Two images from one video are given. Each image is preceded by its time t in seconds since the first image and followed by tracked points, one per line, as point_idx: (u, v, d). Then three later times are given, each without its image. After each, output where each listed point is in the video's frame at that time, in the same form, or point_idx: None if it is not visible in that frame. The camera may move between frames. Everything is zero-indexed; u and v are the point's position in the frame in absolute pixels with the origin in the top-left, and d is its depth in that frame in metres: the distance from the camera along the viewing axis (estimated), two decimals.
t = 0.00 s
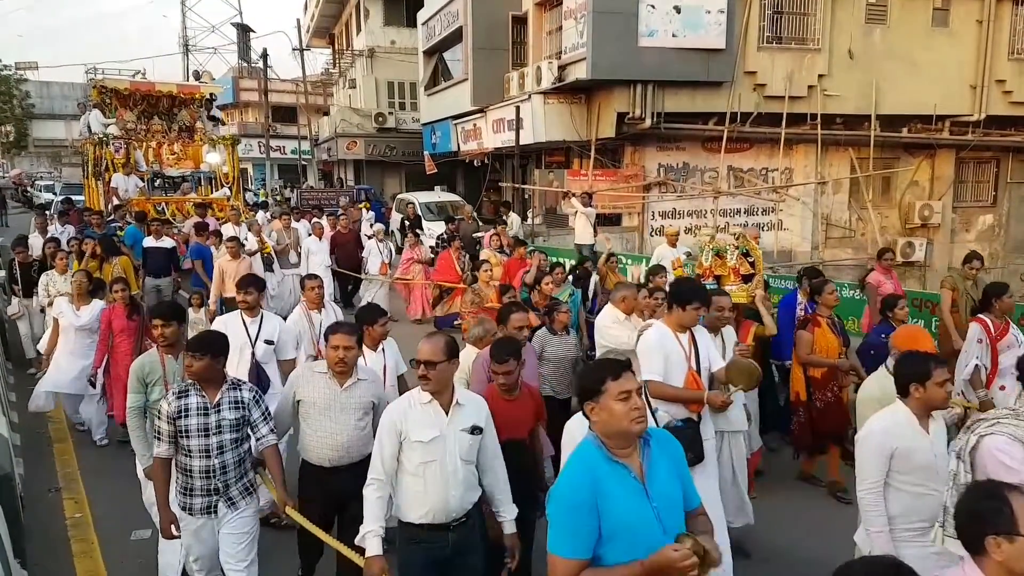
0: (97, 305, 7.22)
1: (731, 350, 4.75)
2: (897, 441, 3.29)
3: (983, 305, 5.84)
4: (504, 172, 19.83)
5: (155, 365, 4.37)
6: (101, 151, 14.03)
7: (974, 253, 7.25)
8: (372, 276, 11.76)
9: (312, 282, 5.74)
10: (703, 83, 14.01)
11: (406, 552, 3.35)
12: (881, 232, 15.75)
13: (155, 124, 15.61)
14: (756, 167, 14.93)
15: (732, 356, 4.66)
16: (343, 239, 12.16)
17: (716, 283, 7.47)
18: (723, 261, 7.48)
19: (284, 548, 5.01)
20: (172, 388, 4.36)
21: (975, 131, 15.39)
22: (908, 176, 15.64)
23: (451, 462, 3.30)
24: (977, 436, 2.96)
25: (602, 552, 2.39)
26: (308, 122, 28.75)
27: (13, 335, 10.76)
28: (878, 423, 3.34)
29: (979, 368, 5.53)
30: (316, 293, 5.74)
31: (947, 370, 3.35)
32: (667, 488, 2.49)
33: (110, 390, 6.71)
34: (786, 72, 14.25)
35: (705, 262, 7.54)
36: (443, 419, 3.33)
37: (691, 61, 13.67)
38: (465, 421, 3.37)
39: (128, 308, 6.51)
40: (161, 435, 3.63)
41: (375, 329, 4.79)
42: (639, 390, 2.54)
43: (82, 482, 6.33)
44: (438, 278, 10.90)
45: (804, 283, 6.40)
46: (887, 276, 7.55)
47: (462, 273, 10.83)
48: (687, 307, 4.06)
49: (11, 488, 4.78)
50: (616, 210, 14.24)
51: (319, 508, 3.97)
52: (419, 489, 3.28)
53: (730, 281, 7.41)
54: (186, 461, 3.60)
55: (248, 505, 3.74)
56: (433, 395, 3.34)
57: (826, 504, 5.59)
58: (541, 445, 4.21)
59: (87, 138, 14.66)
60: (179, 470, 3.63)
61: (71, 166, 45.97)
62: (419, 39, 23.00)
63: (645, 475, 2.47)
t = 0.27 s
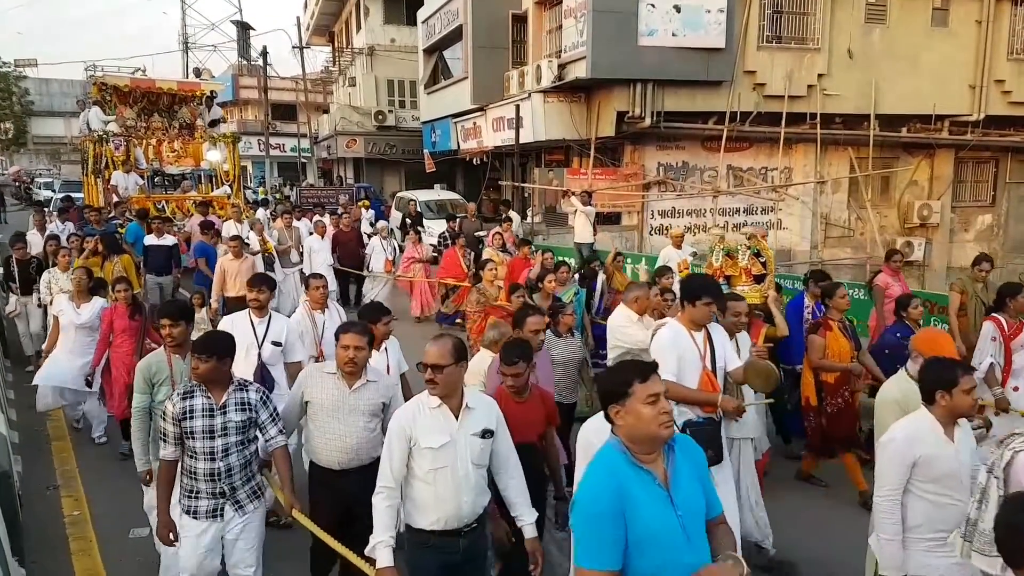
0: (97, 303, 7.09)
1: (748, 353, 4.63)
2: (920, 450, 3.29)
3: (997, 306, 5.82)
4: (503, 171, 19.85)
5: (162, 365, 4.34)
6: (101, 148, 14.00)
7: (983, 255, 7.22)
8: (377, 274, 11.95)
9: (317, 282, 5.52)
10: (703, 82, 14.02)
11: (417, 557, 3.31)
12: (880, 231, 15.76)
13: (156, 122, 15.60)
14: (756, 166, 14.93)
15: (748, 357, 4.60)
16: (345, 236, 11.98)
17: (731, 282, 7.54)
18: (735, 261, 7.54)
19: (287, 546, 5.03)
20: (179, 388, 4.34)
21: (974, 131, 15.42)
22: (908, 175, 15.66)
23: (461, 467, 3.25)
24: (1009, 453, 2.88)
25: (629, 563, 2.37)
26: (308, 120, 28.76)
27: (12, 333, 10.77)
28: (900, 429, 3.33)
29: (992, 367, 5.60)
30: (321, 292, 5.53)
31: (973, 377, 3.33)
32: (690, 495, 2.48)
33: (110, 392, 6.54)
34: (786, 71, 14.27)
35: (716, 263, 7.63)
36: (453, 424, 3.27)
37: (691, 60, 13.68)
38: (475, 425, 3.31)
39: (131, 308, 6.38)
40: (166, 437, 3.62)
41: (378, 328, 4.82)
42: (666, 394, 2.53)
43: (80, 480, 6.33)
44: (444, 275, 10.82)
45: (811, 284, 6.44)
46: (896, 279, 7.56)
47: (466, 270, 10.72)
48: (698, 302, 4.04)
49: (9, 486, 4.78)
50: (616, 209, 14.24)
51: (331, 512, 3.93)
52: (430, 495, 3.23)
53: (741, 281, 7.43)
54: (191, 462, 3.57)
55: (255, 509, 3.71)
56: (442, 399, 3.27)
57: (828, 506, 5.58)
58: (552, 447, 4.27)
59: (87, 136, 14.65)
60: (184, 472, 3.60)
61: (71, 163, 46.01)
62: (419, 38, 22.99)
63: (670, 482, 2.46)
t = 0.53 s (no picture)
0: (97, 305, 7.06)
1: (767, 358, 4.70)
2: (948, 461, 3.25)
3: (1014, 305, 5.81)
4: (503, 171, 19.86)
5: (168, 367, 4.32)
6: (101, 148, 13.98)
7: (993, 255, 7.19)
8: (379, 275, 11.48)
9: (324, 287, 5.35)
10: (702, 81, 14.03)
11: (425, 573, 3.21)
12: (880, 230, 15.76)
13: (156, 122, 15.62)
14: (755, 166, 14.93)
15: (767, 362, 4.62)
16: (348, 238, 11.79)
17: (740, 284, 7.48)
18: (747, 262, 7.45)
19: (289, 546, 5.03)
20: (185, 389, 4.33)
21: (973, 130, 15.42)
22: (907, 174, 15.67)
23: (472, 479, 3.14)
24: None
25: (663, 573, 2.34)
26: (307, 120, 28.79)
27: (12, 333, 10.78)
28: (928, 441, 3.29)
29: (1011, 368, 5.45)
30: (327, 297, 5.37)
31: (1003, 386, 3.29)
32: (724, 507, 2.47)
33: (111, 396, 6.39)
34: (785, 70, 14.28)
35: (727, 263, 7.57)
36: (462, 436, 3.15)
37: (690, 59, 13.69)
38: (485, 436, 3.19)
39: (134, 312, 6.25)
40: (172, 442, 3.58)
41: (384, 330, 4.83)
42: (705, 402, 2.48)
43: (80, 481, 6.33)
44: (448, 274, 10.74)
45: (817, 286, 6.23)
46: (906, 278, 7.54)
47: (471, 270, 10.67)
48: (708, 303, 4.02)
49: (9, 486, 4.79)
50: (615, 209, 14.25)
51: (340, 518, 3.87)
52: (441, 510, 3.12)
53: (754, 282, 7.36)
54: (197, 467, 3.53)
55: (262, 512, 3.67)
56: (450, 410, 3.16)
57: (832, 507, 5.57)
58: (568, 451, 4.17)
59: (87, 136, 14.65)
60: (190, 477, 3.55)
61: (71, 164, 46.06)
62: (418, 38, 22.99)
63: (703, 494, 2.45)
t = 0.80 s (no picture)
0: (98, 309, 6.94)
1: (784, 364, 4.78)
2: (980, 470, 3.06)
3: None
4: (503, 171, 19.86)
5: (175, 370, 4.37)
6: (103, 149, 14.00)
7: (1003, 255, 7.09)
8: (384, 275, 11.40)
9: (333, 290, 5.34)
10: (702, 81, 14.01)
11: None
12: (881, 230, 15.72)
13: (158, 122, 15.64)
14: (756, 165, 14.91)
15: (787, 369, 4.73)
16: (354, 239, 11.79)
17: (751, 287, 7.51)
18: (762, 266, 7.44)
19: (290, 548, 5.02)
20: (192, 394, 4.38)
21: (974, 129, 15.38)
22: (908, 174, 15.64)
23: (483, 493, 3.04)
24: None
25: None
26: (308, 120, 28.81)
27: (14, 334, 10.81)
28: (958, 450, 3.09)
29: None
30: (336, 301, 5.36)
31: None
32: (768, 528, 2.46)
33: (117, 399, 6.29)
34: (786, 70, 14.25)
35: (739, 265, 7.54)
36: (469, 447, 3.05)
37: (690, 59, 13.67)
38: (493, 447, 3.09)
39: (137, 314, 6.12)
40: (175, 454, 3.49)
41: (394, 335, 4.77)
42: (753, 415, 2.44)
43: (82, 480, 6.35)
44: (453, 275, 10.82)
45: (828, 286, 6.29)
46: (919, 278, 7.51)
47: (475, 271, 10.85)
48: (720, 310, 4.02)
49: (12, 486, 4.81)
50: (616, 208, 14.22)
51: (353, 530, 3.77)
52: (451, 524, 3.03)
53: (769, 286, 7.38)
54: (203, 479, 3.42)
55: (271, 521, 3.59)
56: (456, 422, 3.05)
57: (835, 509, 5.53)
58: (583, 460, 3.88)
59: (88, 137, 14.67)
60: (195, 489, 3.45)
61: (72, 165, 46.18)
62: (419, 38, 22.99)
63: (746, 512, 2.47)
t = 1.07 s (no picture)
0: (98, 311, 6.64)
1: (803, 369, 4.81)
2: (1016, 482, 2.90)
3: None
4: (505, 171, 19.83)
5: (181, 373, 4.11)
6: (105, 148, 14.11)
7: (1014, 257, 7.01)
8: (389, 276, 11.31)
9: (343, 289, 5.21)
10: (705, 81, 13.99)
11: None
12: (883, 230, 15.69)
13: (161, 121, 15.64)
14: (759, 165, 14.91)
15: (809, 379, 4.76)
16: (361, 237, 11.66)
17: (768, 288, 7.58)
18: (778, 267, 7.53)
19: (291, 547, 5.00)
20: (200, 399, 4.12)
21: (978, 130, 15.34)
22: (911, 174, 15.60)
23: (493, 499, 2.91)
24: None
25: None
26: (311, 119, 28.81)
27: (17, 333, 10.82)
28: (990, 462, 2.95)
29: None
30: (347, 300, 5.25)
31: None
32: (819, 542, 2.41)
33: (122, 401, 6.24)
34: (789, 70, 14.23)
35: (755, 265, 7.61)
36: (478, 452, 2.91)
37: (692, 59, 13.65)
38: (502, 451, 2.97)
39: (141, 314, 6.07)
40: (178, 466, 3.34)
41: (408, 338, 4.63)
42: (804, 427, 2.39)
43: (84, 479, 6.35)
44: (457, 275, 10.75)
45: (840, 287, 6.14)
46: (932, 279, 7.41)
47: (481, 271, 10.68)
48: (734, 316, 4.00)
49: (14, 484, 4.81)
50: (618, 209, 14.20)
51: (364, 540, 3.57)
52: (459, 532, 2.89)
53: (784, 287, 7.45)
54: (207, 492, 3.26)
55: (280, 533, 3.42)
56: (465, 425, 2.92)
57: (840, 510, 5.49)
58: (597, 467, 3.66)
59: (92, 135, 14.67)
60: (200, 502, 3.29)
61: (74, 164, 46.32)
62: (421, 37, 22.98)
63: (797, 527, 2.41)
